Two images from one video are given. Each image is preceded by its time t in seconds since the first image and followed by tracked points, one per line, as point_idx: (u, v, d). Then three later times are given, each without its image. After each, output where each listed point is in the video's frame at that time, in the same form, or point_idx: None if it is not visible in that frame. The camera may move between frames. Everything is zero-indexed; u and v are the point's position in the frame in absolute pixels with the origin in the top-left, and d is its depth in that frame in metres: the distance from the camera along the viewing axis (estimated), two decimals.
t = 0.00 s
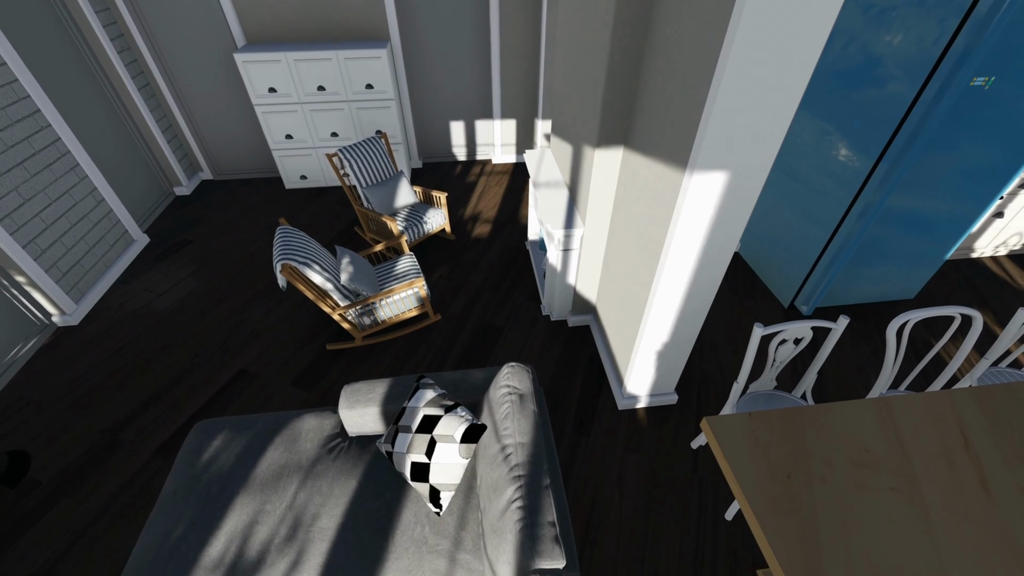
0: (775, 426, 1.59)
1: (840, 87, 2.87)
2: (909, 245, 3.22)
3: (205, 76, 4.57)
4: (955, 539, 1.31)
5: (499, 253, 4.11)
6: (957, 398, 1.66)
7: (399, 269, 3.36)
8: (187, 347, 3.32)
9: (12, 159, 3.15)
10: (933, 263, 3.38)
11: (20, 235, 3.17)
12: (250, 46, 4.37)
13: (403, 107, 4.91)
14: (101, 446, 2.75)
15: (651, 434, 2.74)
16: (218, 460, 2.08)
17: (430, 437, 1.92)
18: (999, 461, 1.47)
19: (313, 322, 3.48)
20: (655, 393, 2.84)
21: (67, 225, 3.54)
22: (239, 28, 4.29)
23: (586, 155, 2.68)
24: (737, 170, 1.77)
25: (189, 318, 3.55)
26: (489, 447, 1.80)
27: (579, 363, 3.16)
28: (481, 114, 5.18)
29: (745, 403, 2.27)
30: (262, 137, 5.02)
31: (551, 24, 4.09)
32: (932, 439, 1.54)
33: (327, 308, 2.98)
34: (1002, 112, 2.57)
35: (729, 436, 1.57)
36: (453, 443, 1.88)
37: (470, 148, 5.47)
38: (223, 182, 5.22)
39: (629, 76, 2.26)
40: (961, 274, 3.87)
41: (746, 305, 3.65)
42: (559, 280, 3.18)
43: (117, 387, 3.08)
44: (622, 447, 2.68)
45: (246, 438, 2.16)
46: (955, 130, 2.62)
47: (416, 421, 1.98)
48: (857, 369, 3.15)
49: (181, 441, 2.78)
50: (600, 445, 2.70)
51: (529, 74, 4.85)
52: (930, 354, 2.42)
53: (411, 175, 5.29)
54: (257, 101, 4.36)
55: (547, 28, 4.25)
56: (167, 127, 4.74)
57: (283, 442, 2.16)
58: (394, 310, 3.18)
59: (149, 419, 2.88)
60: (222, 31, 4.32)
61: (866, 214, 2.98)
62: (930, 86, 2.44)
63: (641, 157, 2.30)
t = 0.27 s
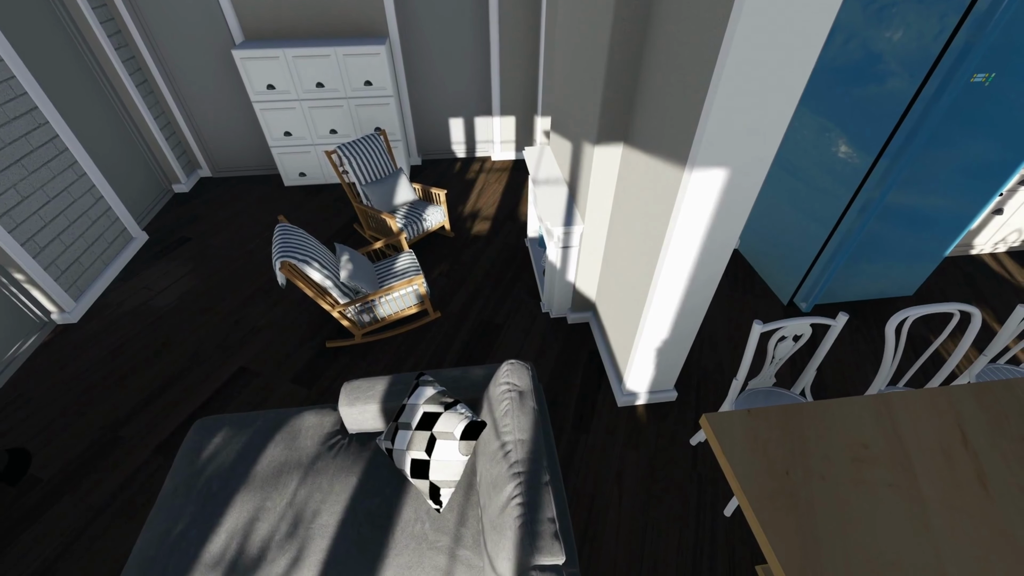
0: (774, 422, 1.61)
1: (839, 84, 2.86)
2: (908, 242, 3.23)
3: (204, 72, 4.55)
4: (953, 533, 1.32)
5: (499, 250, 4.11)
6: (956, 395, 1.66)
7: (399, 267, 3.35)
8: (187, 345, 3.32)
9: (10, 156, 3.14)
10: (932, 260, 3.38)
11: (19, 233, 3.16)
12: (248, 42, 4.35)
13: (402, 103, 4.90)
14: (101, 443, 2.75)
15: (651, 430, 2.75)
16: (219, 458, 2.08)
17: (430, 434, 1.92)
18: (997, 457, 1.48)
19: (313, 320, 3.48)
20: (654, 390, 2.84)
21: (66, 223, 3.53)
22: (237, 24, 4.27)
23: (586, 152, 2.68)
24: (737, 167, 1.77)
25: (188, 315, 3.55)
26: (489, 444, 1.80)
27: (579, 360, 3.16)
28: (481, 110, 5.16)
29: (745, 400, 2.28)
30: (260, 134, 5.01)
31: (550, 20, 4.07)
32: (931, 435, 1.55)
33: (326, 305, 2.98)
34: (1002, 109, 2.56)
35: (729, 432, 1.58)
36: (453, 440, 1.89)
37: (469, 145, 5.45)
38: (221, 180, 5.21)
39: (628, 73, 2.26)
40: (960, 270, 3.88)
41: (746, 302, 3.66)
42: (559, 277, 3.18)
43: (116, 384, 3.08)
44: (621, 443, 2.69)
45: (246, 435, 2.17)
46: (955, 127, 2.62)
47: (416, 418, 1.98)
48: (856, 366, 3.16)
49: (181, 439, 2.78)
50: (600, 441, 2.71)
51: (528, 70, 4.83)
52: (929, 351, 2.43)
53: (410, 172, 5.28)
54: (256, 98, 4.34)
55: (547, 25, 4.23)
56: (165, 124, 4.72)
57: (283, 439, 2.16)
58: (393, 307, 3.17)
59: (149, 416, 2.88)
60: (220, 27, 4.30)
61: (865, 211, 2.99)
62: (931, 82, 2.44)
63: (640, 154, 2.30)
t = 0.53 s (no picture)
0: (773, 422, 1.61)
1: (838, 82, 2.86)
2: (907, 241, 3.23)
3: (202, 72, 4.54)
4: (952, 531, 1.32)
5: (498, 249, 4.11)
6: (954, 393, 1.67)
7: (398, 266, 3.35)
8: (186, 345, 3.31)
9: (8, 155, 3.13)
10: (931, 259, 3.38)
11: (17, 232, 3.16)
12: (246, 41, 4.33)
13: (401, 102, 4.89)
14: (100, 443, 2.75)
15: (650, 429, 2.75)
16: (218, 457, 2.08)
17: (430, 433, 1.92)
18: (995, 455, 1.49)
19: (312, 319, 3.48)
20: (654, 389, 2.85)
21: (64, 222, 3.53)
22: (236, 23, 4.26)
23: (585, 151, 2.68)
24: (736, 166, 1.77)
25: (187, 315, 3.55)
26: (489, 443, 1.80)
27: (578, 359, 3.17)
28: (480, 109, 5.15)
29: (744, 398, 2.28)
30: (259, 134, 5.00)
31: (549, 19, 4.06)
32: (930, 434, 1.55)
33: (326, 305, 2.98)
34: (1000, 108, 2.57)
35: (729, 431, 1.59)
36: (453, 439, 1.89)
37: (468, 144, 5.44)
38: (220, 179, 5.20)
39: (627, 72, 2.25)
40: (959, 269, 3.88)
41: (745, 301, 3.66)
42: (558, 276, 3.18)
43: (115, 384, 3.07)
44: (621, 442, 2.69)
45: (245, 435, 2.17)
46: (953, 126, 2.62)
47: (416, 417, 1.98)
48: (855, 364, 3.16)
49: (181, 439, 2.77)
50: (600, 440, 2.71)
51: (527, 69, 4.83)
52: (928, 349, 2.44)
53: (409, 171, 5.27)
54: (254, 97, 4.33)
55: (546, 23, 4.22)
56: (163, 123, 4.71)
57: (282, 439, 2.16)
58: (393, 306, 3.17)
59: (148, 416, 2.88)
60: (219, 26, 4.29)
61: (865, 209, 2.99)
62: (929, 81, 2.44)
63: (640, 153, 2.30)
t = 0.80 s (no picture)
0: (773, 422, 1.61)
1: (835, 82, 2.87)
2: (905, 240, 3.24)
3: (199, 72, 4.53)
4: (952, 531, 1.32)
5: (497, 249, 4.10)
6: (954, 392, 1.67)
7: (397, 266, 3.34)
8: (183, 346, 3.30)
9: (3, 156, 3.12)
10: (929, 257, 3.39)
11: (13, 234, 3.14)
12: (243, 40, 4.31)
13: (399, 102, 4.88)
14: (97, 445, 2.73)
15: (650, 429, 2.75)
16: (216, 459, 2.07)
17: (429, 434, 1.91)
18: (995, 453, 1.49)
19: (311, 319, 3.47)
20: (653, 388, 2.84)
21: (60, 223, 3.51)
22: (233, 23, 4.24)
23: (584, 150, 2.67)
24: (733, 166, 1.77)
25: (184, 316, 3.53)
26: (489, 444, 1.79)
27: (577, 359, 3.16)
28: (478, 109, 5.14)
29: (743, 397, 2.28)
30: (256, 134, 4.98)
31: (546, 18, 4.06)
32: (930, 433, 1.55)
33: (324, 305, 2.97)
34: (997, 107, 2.57)
35: (729, 431, 1.58)
36: (452, 439, 1.88)
37: (467, 144, 5.43)
38: (217, 179, 5.18)
39: (625, 71, 2.25)
40: (956, 267, 3.89)
41: (744, 300, 3.66)
42: (557, 276, 3.18)
43: (112, 386, 3.05)
44: (620, 442, 2.69)
45: (243, 436, 2.16)
46: (950, 125, 2.62)
47: (415, 417, 1.97)
48: (854, 363, 3.16)
49: (178, 441, 2.76)
50: (599, 440, 2.70)
51: (525, 69, 4.82)
52: (926, 348, 2.44)
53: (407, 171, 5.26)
54: (252, 97, 4.32)
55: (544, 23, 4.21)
56: (160, 123, 4.69)
57: (280, 440, 2.15)
58: (391, 306, 3.16)
59: (145, 418, 2.86)
60: (216, 26, 4.27)
61: (863, 209, 2.99)
62: (925, 82, 2.45)
63: (638, 152, 2.30)
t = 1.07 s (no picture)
0: (774, 421, 1.59)
1: (828, 81, 2.87)
2: (900, 238, 3.24)
3: (192, 72, 4.48)
4: (956, 529, 1.30)
5: (494, 249, 4.08)
6: (954, 388, 1.66)
7: (393, 267, 3.31)
8: (177, 349, 3.26)
9: None
10: (925, 255, 3.40)
11: (3, 236, 3.09)
12: (237, 40, 4.27)
13: (395, 102, 4.85)
14: (89, 450, 2.69)
15: (650, 428, 2.73)
16: (211, 463, 2.04)
17: (427, 435, 1.89)
18: (997, 450, 1.48)
19: (307, 321, 3.43)
20: (653, 388, 2.83)
21: (51, 225, 3.46)
22: (226, 23, 4.21)
23: (581, 148, 2.65)
24: (731, 165, 1.76)
25: (178, 319, 3.49)
26: (488, 445, 1.77)
27: (576, 359, 3.15)
28: (474, 109, 5.12)
29: (744, 396, 2.26)
30: (251, 134, 4.93)
31: (542, 17, 4.04)
32: (931, 430, 1.54)
33: (320, 306, 2.95)
34: (990, 104, 2.57)
35: (728, 433, 1.56)
36: (451, 441, 1.85)
37: (463, 143, 5.41)
38: (211, 180, 5.13)
39: (622, 69, 2.24)
40: (953, 264, 3.90)
41: (742, 298, 3.65)
42: (555, 275, 3.16)
43: (105, 390, 3.01)
44: (620, 441, 2.68)
45: (239, 440, 2.12)
46: (946, 124, 2.62)
47: (413, 419, 1.95)
48: (852, 361, 3.16)
49: (172, 445, 2.72)
50: (599, 440, 2.69)
51: (521, 68, 4.81)
52: (925, 345, 2.44)
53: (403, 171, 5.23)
54: (246, 97, 4.28)
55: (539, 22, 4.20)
56: (153, 124, 4.64)
57: (277, 443, 2.12)
58: (388, 307, 3.14)
59: (139, 422, 2.82)
60: (209, 26, 4.23)
61: (859, 208, 2.98)
62: (921, 81, 2.45)
63: (636, 150, 2.28)
